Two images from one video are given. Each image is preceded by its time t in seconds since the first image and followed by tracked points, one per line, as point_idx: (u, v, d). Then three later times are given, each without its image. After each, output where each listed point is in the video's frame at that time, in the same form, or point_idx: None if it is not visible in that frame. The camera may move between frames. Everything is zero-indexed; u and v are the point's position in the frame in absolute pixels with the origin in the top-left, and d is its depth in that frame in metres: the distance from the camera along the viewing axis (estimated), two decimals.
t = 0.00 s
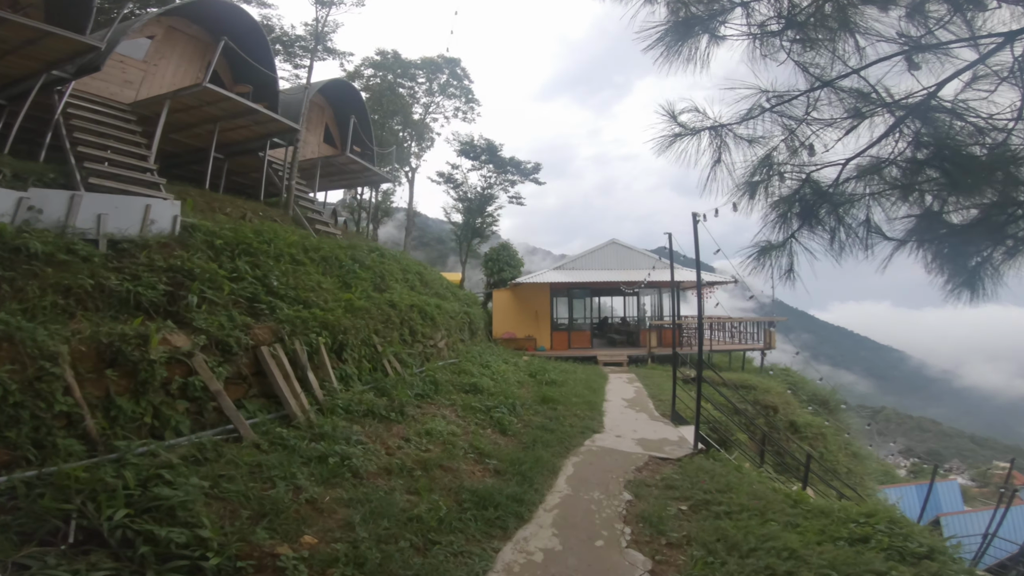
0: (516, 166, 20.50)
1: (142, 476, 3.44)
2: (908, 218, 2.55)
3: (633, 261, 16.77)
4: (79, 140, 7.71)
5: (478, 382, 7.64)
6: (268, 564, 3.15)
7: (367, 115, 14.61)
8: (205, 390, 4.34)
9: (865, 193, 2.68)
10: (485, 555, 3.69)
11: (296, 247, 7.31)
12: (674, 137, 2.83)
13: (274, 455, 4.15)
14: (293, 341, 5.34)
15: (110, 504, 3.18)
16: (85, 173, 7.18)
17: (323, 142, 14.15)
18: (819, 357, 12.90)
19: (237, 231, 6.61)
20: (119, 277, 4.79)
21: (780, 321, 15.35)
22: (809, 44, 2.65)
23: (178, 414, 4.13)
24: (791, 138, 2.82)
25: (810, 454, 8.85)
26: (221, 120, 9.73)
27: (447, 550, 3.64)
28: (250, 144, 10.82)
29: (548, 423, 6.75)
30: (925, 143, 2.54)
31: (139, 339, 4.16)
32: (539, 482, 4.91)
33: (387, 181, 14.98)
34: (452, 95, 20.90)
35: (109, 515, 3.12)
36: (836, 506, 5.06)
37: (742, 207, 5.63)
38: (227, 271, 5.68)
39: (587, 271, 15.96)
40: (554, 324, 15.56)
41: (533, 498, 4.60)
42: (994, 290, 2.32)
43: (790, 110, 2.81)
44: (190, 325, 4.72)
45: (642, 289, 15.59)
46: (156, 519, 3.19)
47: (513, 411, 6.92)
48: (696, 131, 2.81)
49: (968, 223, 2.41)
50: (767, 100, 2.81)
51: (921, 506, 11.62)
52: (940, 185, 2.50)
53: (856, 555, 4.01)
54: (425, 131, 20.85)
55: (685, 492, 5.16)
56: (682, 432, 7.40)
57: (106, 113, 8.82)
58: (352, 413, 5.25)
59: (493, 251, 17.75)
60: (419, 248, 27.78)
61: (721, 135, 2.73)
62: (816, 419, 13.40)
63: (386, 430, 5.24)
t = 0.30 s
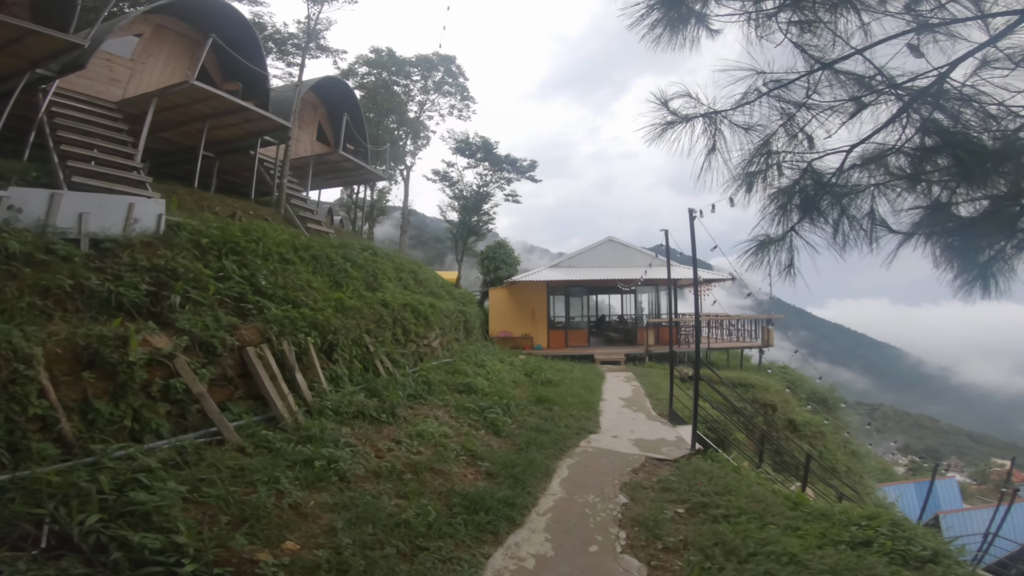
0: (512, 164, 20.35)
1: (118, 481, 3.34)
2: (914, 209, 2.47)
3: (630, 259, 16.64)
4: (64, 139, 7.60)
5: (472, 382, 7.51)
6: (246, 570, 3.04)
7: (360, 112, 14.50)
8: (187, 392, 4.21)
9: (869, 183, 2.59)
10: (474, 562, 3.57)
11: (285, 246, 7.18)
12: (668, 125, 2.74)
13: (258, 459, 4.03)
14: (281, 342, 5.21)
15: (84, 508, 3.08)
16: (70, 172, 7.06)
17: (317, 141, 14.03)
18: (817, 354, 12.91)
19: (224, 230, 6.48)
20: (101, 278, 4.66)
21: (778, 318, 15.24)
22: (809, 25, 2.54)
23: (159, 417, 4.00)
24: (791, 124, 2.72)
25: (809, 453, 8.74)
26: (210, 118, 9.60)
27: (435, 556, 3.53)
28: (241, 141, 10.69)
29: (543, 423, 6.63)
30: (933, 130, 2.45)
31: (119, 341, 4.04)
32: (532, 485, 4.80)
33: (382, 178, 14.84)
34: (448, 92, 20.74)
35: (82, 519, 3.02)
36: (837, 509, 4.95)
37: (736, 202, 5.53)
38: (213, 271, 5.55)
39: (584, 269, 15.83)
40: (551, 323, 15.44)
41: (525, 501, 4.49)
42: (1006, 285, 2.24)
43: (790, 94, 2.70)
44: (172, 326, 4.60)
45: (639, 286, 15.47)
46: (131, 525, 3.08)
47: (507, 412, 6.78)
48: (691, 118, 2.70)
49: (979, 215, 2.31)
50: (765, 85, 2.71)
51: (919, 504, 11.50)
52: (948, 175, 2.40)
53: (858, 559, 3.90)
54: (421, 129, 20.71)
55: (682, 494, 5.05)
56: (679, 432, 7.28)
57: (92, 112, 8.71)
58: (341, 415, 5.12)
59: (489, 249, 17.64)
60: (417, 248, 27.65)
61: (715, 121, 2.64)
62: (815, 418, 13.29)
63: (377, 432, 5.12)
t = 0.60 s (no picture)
0: (494, 154, 20.05)
1: (63, 481, 3.05)
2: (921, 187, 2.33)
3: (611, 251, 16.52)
4: (18, 121, 7.16)
5: (452, 374, 7.28)
6: None
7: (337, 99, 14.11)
8: (143, 386, 3.92)
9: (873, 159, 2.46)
10: (452, 565, 3.37)
11: (255, 234, 6.85)
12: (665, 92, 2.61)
13: (220, 457, 3.77)
14: (248, 332, 4.91)
15: (22, 511, 2.79)
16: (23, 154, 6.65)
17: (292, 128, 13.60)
18: (792, 345, 13.13)
19: (189, 216, 6.14)
20: (50, 265, 4.33)
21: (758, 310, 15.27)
22: None
23: (112, 412, 3.71)
24: (796, 96, 2.61)
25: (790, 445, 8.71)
26: (177, 103, 9.22)
27: (413, 558, 3.32)
28: (210, 125, 10.25)
29: (525, 417, 6.44)
30: (945, 106, 2.30)
31: (67, 332, 3.74)
32: (513, 481, 4.61)
33: (360, 167, 14.46)
34: (429, 81, 20.34)
35: (20, 523, 2.73)
36: (823, 503, 4.87)
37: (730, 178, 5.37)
38: (174, 258, 5.23)
39: (565, 260, 15.66)
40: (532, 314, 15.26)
41: (507, 499, 4.30)
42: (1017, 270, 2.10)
43: (796, 65, 2.59)
44: (128, 315, 4.29)
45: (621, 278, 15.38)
46: (76, 528, 2.81)
47: (488, 405, 6.57)
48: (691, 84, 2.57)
49: (988, 197, 2.14)
50: (771, 55, 2.59)
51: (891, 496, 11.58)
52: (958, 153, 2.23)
53: (847, 557, 3.80)
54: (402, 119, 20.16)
55: (668, 489, 4.91)
56: (662, 425, 7.17)
57: (50, 95, 8.26)
58: (313, 408, 4.86)
59: (469, 240, 17.39)
60: (397, 239, 27.23)
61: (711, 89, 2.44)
62: (793, 410, 13.36)
63: (352, 427, 4.86)
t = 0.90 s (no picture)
0: (474, 144, 19.69)
1: None
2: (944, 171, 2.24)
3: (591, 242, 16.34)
4: None
5: (430, 367, 7.00)
6: None
7: (312, 83, 13.71)
8: (89, 383, 3.60)
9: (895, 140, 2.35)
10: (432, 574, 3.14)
11: (220, 220, 6.45)
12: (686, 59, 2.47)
13: (175, 460, 3.48)
14: (209, 324, 4.58)
15: None
16: None
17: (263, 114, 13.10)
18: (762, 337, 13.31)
19: (147, 201, 5.75)
20: None
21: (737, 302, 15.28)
22: None
23: (55, 412, 3.38)
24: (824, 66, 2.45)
25: (771, 439, 8.67)
26: (139, 86, 8.81)
27: (391, 569, 3.07)
28: (175, 108, 9.75)
29: (506, 411, 6.21)
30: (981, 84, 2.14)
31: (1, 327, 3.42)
32: (495, 481, 4.38)
33: (335, 155, 14.00)
34: (410, 70, 19.84)
35: None
36: (811, 500, 4.75)
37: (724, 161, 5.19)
38: (129, 245, 4.87)
39: (545, 251, 15.44)
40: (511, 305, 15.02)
41: (489, 500, 4.08)
42: None
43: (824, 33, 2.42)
44: (73, 307, 3.96)
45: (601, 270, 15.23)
46: (6, 541, 2.50)
47: (467, 399, 6.30)
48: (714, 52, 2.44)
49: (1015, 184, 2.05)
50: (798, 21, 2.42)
51: (861, 490, 11.74)
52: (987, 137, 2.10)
53: (843, 557, 3.66)
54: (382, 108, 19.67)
55: (655, 487, 4.74)
56: (645, 419, 7.01)
57: None
58: (280, 405, 4.56)
59: (448, 230, 17.09)
60: (374, 229, 26.66)
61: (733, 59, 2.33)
62: (771, 402, 13.42)
63: (323, 424, 4.58)
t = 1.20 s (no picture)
0: (452, 132, 19.27)
1: None
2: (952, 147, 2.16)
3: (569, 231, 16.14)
4: None
5: (402, 358, 6.70)
6: None
7: (280, 67, 13.24)
8: (19, 378, 3.34)
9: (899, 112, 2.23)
10: None
11: (175, 204, 6.07)
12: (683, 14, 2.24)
13: (114, 460, 3.23)
14: (158, 314, 4.29)
15: None
16: None
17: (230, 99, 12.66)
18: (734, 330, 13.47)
19: (94, 185, 5.36)
20: None
21: (713, 293, 15.24)
22: None
23: None
24: (829, 26, 2.26)
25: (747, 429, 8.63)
26: (93, 69, 8.53)
27: None
28: (132, 88, 9.29)
29: (480, 404, 5.97)
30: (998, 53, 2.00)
31: None
32: (468, 478, 4.14)
33: (306, 141, 13.50)
34: (387, 56, 19.27)
35: None
36: (794, 494, 4.63)
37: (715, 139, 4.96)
38: (70, 230, 4.53)
39: (522, 240, 15.19)
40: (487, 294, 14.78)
41: (462, 500, 3.84)
42: None
43: None
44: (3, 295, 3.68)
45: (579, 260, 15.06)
46: None
47: (441, 391, 6.03)
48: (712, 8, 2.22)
49: None
50: None
51: (831, 479, 11.86)
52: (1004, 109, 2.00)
53: (829, 556, 3.53)
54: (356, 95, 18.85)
55: (634, 482, 4.57)
56: (624, 411, 6.86)
57: None
58: (237, 399, 4.28)
59: (423, 218, 16.74)
60: (350, 219, 26.05)
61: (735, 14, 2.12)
62: (746, 393, 13.45)
63: (284, 420, 4.30)
